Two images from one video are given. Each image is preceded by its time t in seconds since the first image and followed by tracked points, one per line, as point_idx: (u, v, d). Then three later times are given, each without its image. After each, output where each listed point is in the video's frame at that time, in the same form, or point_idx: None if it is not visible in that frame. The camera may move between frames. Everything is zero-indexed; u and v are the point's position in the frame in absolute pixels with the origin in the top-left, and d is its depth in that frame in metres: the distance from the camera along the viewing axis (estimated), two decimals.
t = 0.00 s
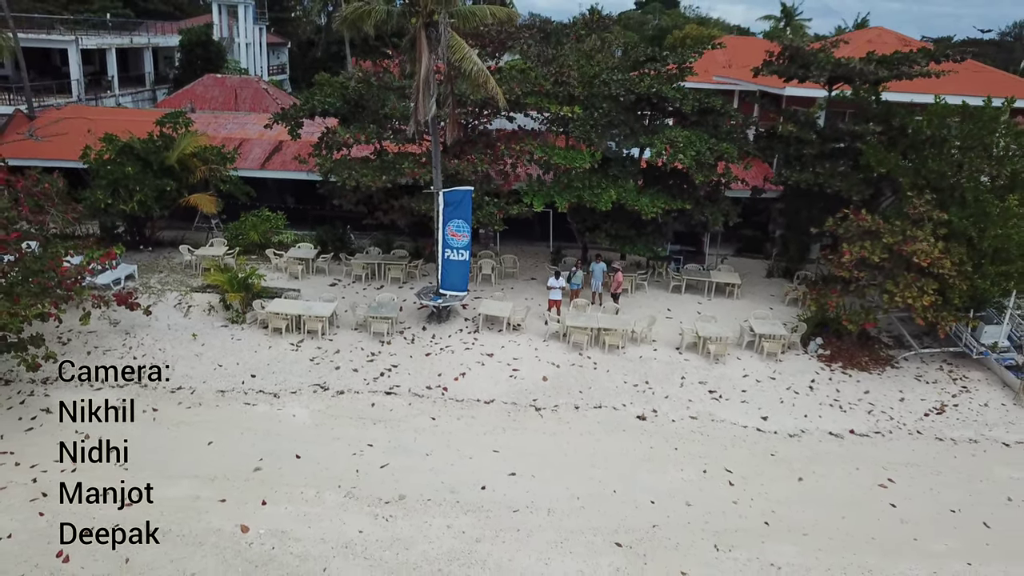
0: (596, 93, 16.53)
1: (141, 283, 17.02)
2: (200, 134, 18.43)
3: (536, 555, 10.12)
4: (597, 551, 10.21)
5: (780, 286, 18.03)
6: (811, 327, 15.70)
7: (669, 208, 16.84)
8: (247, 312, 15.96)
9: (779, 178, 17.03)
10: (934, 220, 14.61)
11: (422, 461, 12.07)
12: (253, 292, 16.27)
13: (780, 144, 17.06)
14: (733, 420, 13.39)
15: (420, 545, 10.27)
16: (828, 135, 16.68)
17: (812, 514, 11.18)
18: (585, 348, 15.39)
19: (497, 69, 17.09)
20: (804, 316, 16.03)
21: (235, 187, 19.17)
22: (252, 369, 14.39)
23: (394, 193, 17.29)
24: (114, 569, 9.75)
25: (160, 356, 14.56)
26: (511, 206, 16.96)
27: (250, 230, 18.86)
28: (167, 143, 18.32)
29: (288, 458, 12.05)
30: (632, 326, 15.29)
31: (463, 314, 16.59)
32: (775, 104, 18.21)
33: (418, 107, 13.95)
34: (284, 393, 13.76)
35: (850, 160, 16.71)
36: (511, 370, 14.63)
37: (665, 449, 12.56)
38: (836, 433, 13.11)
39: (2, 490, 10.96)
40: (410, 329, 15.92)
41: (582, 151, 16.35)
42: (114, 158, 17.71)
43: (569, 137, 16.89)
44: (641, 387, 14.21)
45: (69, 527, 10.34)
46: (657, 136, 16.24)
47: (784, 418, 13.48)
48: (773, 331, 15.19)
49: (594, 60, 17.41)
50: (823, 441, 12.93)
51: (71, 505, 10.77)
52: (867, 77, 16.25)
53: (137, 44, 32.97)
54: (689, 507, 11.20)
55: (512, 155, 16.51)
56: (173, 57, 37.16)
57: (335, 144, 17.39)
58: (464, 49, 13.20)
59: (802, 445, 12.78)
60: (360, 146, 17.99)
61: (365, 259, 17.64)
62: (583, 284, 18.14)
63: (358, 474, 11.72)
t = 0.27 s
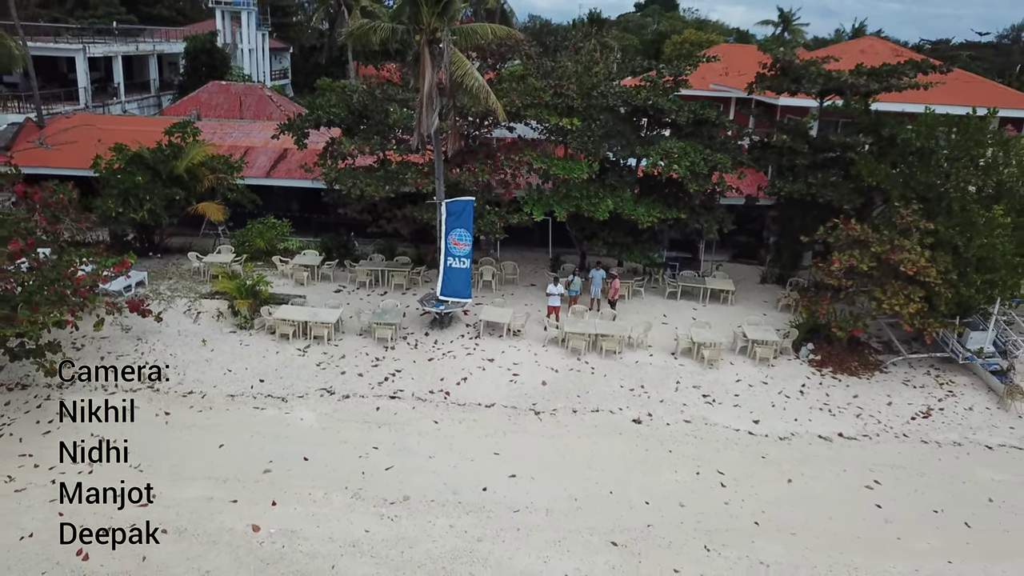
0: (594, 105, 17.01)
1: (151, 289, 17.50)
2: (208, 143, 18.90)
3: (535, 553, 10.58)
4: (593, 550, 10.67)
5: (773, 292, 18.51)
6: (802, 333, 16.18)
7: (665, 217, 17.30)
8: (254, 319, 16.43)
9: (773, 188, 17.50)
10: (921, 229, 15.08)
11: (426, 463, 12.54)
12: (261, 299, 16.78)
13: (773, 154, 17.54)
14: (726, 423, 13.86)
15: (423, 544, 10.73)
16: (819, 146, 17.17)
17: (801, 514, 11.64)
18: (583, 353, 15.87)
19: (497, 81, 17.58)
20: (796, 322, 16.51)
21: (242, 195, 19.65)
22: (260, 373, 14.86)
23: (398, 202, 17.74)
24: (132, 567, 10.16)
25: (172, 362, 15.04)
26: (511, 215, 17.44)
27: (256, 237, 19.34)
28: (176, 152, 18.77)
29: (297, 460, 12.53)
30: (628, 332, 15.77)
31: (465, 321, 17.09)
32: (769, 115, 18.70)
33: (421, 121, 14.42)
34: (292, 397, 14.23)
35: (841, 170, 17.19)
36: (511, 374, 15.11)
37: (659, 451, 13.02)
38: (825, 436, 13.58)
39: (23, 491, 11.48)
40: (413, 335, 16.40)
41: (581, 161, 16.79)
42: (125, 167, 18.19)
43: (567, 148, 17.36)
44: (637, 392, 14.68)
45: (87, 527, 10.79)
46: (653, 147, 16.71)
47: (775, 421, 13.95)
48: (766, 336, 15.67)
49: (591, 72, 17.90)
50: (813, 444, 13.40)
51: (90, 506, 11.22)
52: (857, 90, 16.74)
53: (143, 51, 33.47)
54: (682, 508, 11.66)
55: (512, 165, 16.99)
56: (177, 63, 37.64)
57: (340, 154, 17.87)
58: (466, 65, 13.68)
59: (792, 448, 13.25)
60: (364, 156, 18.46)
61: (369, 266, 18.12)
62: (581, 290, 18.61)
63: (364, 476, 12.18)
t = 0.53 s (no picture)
0: (591, 117, 17.55)
1: (161, 296, 18.03)
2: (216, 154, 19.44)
3: (533, 551, 11.11)
4: (589, 548, 11.20)
5: (766, 298, 19.05)
6: (793, 339, 16.72)
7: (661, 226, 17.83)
8: (262, 325, 16.97)
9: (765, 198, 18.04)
10: (906, 239, 15.61)
11: (429, 465, 13.06)
12: (268, 305, 17.29)
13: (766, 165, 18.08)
14: (718, 427, 14.39)
15: (427, 542, 11.25)
16: (810, 158, 17.70)
17: (789, 514, 12.17)
18: (581, 358, 16.40)
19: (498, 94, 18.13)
20: (787, 328, 17.05)
21: (248, 204, 20.19)
22: (269, 378, 15.39)
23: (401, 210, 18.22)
24: (150, 564, 10.66)
25: (183, 367, 15.58)
26: (512, 224, 17.97)
27: (263, 244, 19.88)
28: (185, 162, 19.29)
29: (305, 462, 13.05)
30: (624, 338, 16.31)
31: (466, 327, 17.64)
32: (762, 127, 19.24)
33: (425, 136, 14.98)
34: (300, 402, 14.77)
35: (831, 180, 17.73)
36: (511, 379, 15.64)
37: (653, 454, 13.55)
38: (813, 439, 14.11)
39: (42, 493, 12.00)
40: (416, 341, 16.94)
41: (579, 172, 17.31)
42: (136, 178, 18.72)
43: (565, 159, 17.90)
44: (633, 396, 15.22)
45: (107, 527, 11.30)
46: (648, 159, 17.24)
47: (765, 424, 14.48)
48: (757, 342, 16.21)
49: (589, 85, 18.43)
50: (802, 446, 13.92)
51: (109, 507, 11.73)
52: (846, 103, 17.28)
53: (149, 59, 34.03)
54: (675, 508, 12.19)
55: (512, 176, 17.52)
56: (182, 70, 38.19)
57: (345, 165, 18.40)
58: (467, 82, 14.29)
59: (781, 451, 13.78)
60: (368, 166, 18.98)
61: (373, 274, 18.66)
62: (579, 296, 19.15)
63: (370, 477, 12.71)
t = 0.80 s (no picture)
0: (587, 127, 18.08)
1: (170, 300, 18.56)
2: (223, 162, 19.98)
3: (531, 546, 11.63)
4: (584, 544, 11.72)
5: (758, 302, 19.58)
6: (783, 342, 17.25)
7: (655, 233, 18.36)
8: (269, 329, 17.51)
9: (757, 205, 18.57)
10: (892, 246, 16.13)
11: (431, 464, 13.58)
12: (274, 310, 17.83)
13: (757, 173, 18.63)
14: (709, 427, 14.91)
15: (429, 538, 11.76)
16: (800, 167, 18.25)
17: (776, 511, 12.69)
18: (577, 362, 16.94)
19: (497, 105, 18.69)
20: (778, 332, 17.59)
21: (254, 210, 20.72)
22: (275, 381, 15.93)
23: (404, 217, 18.78)
24: (164, 558, 11.17)
25: (192, 370, 16.11)
26: (510, 231, 18.50)
27: (269, 250, 20.41)
28: (192, 169, 19.81)
29: (312, 462, 13.58)
30: (619, 342, 16.84)
31: (466, 331, 18.18)
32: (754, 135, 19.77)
33: (427, 147, 15.51)
34: (306, 403, 15.30)
35: (820, 188, 18.27)
36: (510, 382, 16.17)
37: (647, 453, 14.08)
38: (801, 440, 14.63)
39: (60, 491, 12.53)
40: (418, 344, 17.48)
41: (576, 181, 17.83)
42: (145, 185, 19.26)
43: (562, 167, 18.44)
44: (627, 398, 15.75)
45: (124, 523, 11.82)
46: (643, 168, 17.76)
47: (755, 425, 15.00)
48: (748, 345, 16.74)
49: (586, 96, 18.96)
50: (790, 446, 14.44)
51: (126, 504, 12.25)
52: (834, 113, 17.81)
53: (154, 65, 34.59)
54: (667, 506, 12.71)
55: (510, 184, 18.03)
56: (186, 75, 38.75)
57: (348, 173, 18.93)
58: (466, 95, 14.87)
59: (770, 451, 14.30)
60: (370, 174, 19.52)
61: (376, 279, 19.21)
62: (576, 300, 19.70)
63: (374, 476, 13.23)
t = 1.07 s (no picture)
0: (582, 137, 18.62)
1: (177, 304, 19.08)
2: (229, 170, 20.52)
3: (527, 542, 12.15)
4: (577, 539, 12.23)
5: (749, 306, 20.11)
6: (773, 345, 17.78)
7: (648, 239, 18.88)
8: (274, 332, 18.04)
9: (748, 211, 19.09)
10: (878, 253, 16.66)
11: (431, 463, 14.10)
12: (279, 313, 18.36)
13: (748, 181, 19.15)
14: (699, 428, 15.43)
15: (429, 534, 12.27)
16: (790, 175, 18.78)
17: (763, 509, 13.20)
18: (573, 364, 17.47)
19: (495, 114, 19.22)
20: (768, 335, 18.12)
21: (258, 216, 21.25)
22: (281, 383, 16.45)
23: (404, 224, 19.31)
24: (176, 553, 11.68)
25: (200, 372, 16.63)
26: (508, 237, 19.03)
27: (273, 255, 20.94)
28: (198, 176, 20.34)
29: (316, 461, 14.09)
30: (613, 345, 17.38)
31: (465, 334, 18.72)
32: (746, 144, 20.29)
33: (427, 157, 16.06)
34: (310, 404, 15.82)
35: (809, 196, 18.80)
36: (507, 384, 16.70)
37: (639, 453, 14.60)
38: (788, 440, 15.15)
39: (75, 488, 13.05)
40: (418, 347, 18.02)
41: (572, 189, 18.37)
42: (152, 192, 19.80)
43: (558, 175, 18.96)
44: (621, 399, 16.27)
45: (136, 519, 12.34)
46: (637, 176, 18.29)
47: (744, 426, 15.52)
48: (738, 348, 17.27)
49: (581, 105, 19.49)
50: (777, 446, 14.96)
51: (138, 501, 12.76)
52: (822, 123, 18.34)
53: (158, 71, 35.14)
54: (657, 503, 13.22)
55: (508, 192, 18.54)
56: (190, 81, 39.28)
57: (350, 180, 19.45)
58: (465, 107, 15.44)
59: (758, 451, 14.82)
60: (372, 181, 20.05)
61: (378, 283, 19.75)
62: (572, 304, 20.23)
63: (376, 475, 13.75)
